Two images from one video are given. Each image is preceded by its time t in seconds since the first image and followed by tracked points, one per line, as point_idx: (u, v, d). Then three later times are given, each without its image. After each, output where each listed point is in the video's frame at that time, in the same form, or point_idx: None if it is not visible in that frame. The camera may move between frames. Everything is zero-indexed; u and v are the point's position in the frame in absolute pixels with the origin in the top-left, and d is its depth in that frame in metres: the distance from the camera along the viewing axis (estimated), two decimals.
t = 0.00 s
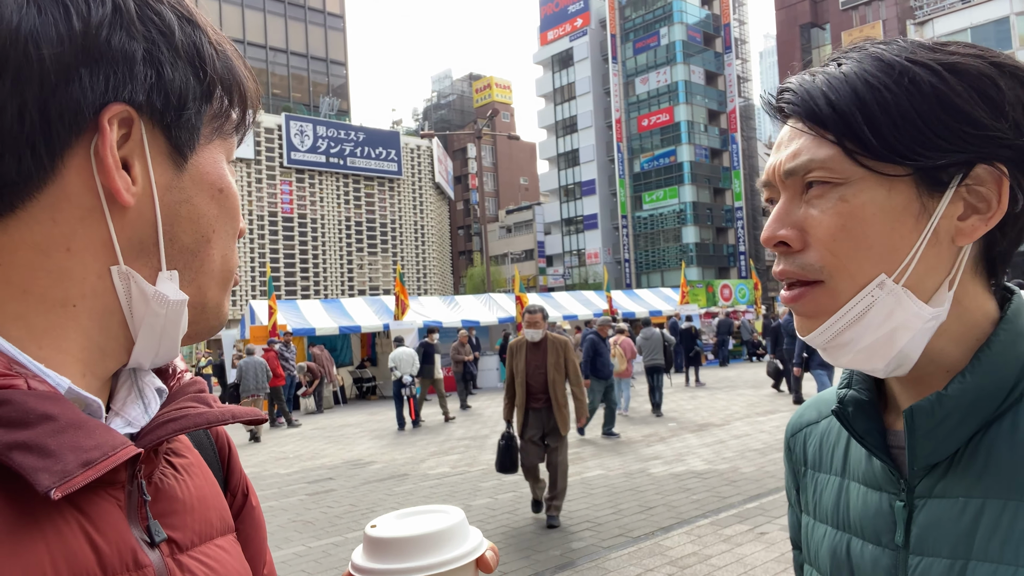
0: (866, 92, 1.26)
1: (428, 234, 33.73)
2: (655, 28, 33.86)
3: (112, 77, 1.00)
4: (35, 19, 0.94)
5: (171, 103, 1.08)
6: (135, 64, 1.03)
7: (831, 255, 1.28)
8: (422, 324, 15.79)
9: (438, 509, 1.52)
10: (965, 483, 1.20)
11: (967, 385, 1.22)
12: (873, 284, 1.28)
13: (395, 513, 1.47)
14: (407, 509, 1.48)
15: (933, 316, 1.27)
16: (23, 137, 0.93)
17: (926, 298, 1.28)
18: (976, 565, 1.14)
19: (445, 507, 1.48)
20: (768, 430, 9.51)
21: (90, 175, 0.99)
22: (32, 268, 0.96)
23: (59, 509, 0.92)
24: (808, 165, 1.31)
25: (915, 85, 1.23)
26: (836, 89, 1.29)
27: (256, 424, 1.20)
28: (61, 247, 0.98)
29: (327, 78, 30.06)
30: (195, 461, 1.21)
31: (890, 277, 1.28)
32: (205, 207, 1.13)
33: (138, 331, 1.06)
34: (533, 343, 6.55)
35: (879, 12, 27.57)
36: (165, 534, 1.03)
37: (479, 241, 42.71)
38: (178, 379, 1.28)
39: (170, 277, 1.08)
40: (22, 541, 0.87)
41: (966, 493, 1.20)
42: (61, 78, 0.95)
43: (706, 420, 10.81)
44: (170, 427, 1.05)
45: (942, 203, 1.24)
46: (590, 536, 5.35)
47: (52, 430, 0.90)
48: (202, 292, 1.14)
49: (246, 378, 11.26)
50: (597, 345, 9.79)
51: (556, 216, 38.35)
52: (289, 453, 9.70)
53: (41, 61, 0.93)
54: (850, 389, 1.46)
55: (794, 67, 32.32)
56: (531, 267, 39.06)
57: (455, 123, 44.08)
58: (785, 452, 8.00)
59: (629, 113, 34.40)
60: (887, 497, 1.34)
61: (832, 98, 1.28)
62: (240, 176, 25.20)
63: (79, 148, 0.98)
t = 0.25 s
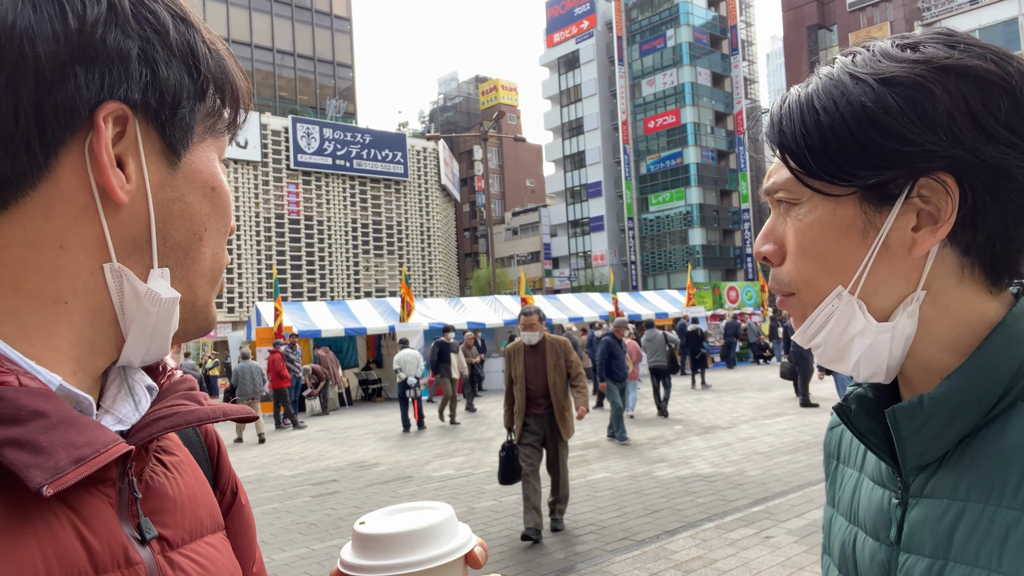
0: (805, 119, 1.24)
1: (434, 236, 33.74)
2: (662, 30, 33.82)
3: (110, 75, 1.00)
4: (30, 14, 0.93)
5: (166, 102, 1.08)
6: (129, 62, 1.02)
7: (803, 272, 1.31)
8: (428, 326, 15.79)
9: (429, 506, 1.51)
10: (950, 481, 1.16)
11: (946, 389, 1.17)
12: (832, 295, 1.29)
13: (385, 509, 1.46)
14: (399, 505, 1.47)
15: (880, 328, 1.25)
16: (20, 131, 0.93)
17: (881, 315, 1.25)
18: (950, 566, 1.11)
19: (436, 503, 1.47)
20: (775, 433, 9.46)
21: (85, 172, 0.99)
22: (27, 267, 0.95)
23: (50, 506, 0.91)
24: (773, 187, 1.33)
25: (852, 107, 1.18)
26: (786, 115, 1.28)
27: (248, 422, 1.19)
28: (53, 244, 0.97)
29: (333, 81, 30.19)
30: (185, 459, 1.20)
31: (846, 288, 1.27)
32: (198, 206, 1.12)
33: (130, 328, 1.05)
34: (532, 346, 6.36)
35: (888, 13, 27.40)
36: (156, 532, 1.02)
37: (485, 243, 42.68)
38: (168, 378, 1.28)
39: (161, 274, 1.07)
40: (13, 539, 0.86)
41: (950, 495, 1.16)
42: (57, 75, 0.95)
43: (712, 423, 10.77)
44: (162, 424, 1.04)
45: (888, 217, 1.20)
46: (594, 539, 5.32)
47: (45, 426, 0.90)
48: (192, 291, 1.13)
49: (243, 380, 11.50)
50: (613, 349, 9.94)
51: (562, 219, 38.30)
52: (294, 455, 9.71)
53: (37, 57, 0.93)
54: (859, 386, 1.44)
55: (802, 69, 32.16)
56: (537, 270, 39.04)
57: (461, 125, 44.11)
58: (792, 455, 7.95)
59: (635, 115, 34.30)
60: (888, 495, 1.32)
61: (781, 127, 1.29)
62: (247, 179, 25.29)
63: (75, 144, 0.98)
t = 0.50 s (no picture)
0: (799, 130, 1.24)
1: (439, 237, 33.75)
2: (668, 31, 33.74)
3: (110, 80, 1.00)
4: (28, 19, 0.93)
5: (164, 104, 1.07)
6: (128, 65, 1.02)
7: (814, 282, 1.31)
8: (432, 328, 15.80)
9: (425, 510, 1.50)
10: (943, 485, 1.13)
11: (941, 397, 1.13)
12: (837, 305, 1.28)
13: (381, 513, 1.45)
14: (395, 509, 1.46)
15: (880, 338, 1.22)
16: (17, 134, 0.92)
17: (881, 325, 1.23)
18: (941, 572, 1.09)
19: (432, 508, 1.45)
20: (780, 435, 9.42)
21: (82, 174, 0.98)
22: (22, 270, 0.95)
23: (46, 510, 0.90)
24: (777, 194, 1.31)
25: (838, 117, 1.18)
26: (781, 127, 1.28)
27: (244, 426, 1.18)
28: (51, 246, 0.96)
29: (339, 82, 30.25)
30: (182, 463, 1.19)
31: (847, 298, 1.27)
32: (197, 211, 1.12)
33: (127, 330, 1.05)
34: (523, 352, 6.10)
35: (894, 14, 27.26)
36: (151, 536, 1.01)
37: (491, 245, 42.69)
38: (164, 381, 1.27)
39: (160, 278, 1.07)
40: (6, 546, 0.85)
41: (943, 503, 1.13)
42: (54, 77, 0.94)
43: (717, 425, 10.73)
44: (158, 428, 1.03)
45: (887, 224, 1.18)
46: (598, 542, 5.30)
47: (42, 429, 0.89)
48: (190, 296, 1.13)
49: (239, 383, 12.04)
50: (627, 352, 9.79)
51: (567, 220, 38.29)
52: (299, 457, 9.70)
53: (35, 60, 0.92)
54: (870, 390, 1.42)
55: (807, 69, 32.01)
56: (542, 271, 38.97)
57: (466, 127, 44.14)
58: (797, 458, 7.91)
59: (641, 116, 34.27)
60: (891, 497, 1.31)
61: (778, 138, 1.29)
62: (253, 180, 25.36)
63: (72, 148, 0.97)
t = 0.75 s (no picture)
0: (925, 77, 1.17)
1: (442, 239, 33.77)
2: (670, 33, 33.77)
3: (119, 81, 0.99)
4: (39, 21, 0.93)
5: (173, 106, 1.07)
6: (137, 66, 1.01)
7: (872, 259, 1.23)
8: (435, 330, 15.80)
9: (429, 513, 1.50)
10: (947, 486, 1.13)
11: (945, 396, 1.14)
12: (910, 289, 1.22)
13: (385, 515, 1.45)
14: (400, 512, 1.46)
15: (967, 327, 1.21)
16: (26, 136, 0.92)
17: (962, 308, 1.22)
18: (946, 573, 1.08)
19: (436, 510, 1.45)
20: (784, 437, 9.39)
21: (92, 175, 0.98)
22: (29, 270, 0.94)
23: (53, 507, 0.90)
24: (855, 157, 1.24)
25: (979, 74, 1.14)
26: (894, 74, 1.20)
27: (250, 426, 1.18)
28: (61, 248, 0.96)
29: (342, 85, 30.35)
30: (188, 463, 1.19)
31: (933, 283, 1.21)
32: (206, 211, 1.12)
33: (136, 330, 1.05)
34: (516, 350, 5.83)
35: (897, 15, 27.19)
36: (158, 534, 1.01)
37: (493, 247, 42.69)
38: (172, 381, 1.27)
39: (168, 278, 1.07)
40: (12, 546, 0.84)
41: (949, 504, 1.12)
42: (65, 80, 0.94)
43: (721, 427, 10.70)
44: (165, 427, 1.03)
45: (997, 206, 1.17)
46: (601, 544, 5.29)
47: (51, 427, 0.89)
48: (198, 298, 1.13)
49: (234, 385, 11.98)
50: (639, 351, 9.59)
51: (570, 222, 38.27)
52: (301, 458, 9.71)
53: (44, 63, 0.92)
54: (876, 393, 1.43)
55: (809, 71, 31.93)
56: (545, 273, 38.96)
57: (469, 129, 44.20)
58: (801, 460, 7.88)
59: (643, 118, 34.27)
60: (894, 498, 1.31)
61: (890, 85, 1.20)
62: (256, 182, 25.42)
63: (82, 149, 0.97)
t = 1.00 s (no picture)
0: (943, 52, 1.13)
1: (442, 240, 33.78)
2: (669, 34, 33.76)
3: (129, 82, 1.00)
4: (48, 19, 0.92)
5: (181, 104, 1.07)
6: (146, 67, 1.02)
7: (895, 250, 1.17)
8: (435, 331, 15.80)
9: (431, 510, 1.51)
10: (981, 494, 1.11)
11: (973, 394, 1.15)
12: (938, 281, 1.16)
13: (388, 512, 1.46)
14: (402, 508, 1.47)
15: (1000, 321, 1.15)
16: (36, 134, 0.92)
17: (996, 299, 1.16)
18: None
19: (438, 506, 1.46)
20: (784, 438, 9.40)
21: (102, 175, 0.98)
22: (40, 268, 0.94)
23: (64, 501, 0.90)
24: (874, 140, 1.20)
25: (1004, 45, 1.09)
26: (908, 48, 1.16)
27: (255, 421, 1.18)
28: (69, 246, 0.96)
29: (342, 86, 30.39)
30: (193, 456, 1.20)
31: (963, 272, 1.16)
32: (212, 208, 1.12)
33: (143, 328, 1.05)
34: (509, 355, 5.80)
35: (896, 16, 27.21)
36: (165, 528, 1.01)
37: (493, 248, 42.72)
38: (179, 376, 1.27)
39: (175, 274, 1.07)
40: (24, 540, 0.84)
41: (978, 514, 1.11)
42: (75, 80, 0.94)
43: (721, 428, 10.70)
44: (171, 422, 1.03)
45: None
46: (601, 545, 5.29)
47: (60, 421, 0.89)
48: (204, 293, 1.14)
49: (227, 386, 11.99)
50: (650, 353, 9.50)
51: (570, 223, 38.29)
52: (301, 459, 9.70)
53: (56, 62, 0.92)
54: (887, 393, 1.44)
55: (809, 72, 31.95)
56: (545, 274, 38.95)
57: (469, 130, 44.20)
58: (801, 460, 7.88)
59: (643, 119, 34.29)
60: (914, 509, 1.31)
61: (906, 59, 1.15)
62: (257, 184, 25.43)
63: (91, 148, 0.97)
